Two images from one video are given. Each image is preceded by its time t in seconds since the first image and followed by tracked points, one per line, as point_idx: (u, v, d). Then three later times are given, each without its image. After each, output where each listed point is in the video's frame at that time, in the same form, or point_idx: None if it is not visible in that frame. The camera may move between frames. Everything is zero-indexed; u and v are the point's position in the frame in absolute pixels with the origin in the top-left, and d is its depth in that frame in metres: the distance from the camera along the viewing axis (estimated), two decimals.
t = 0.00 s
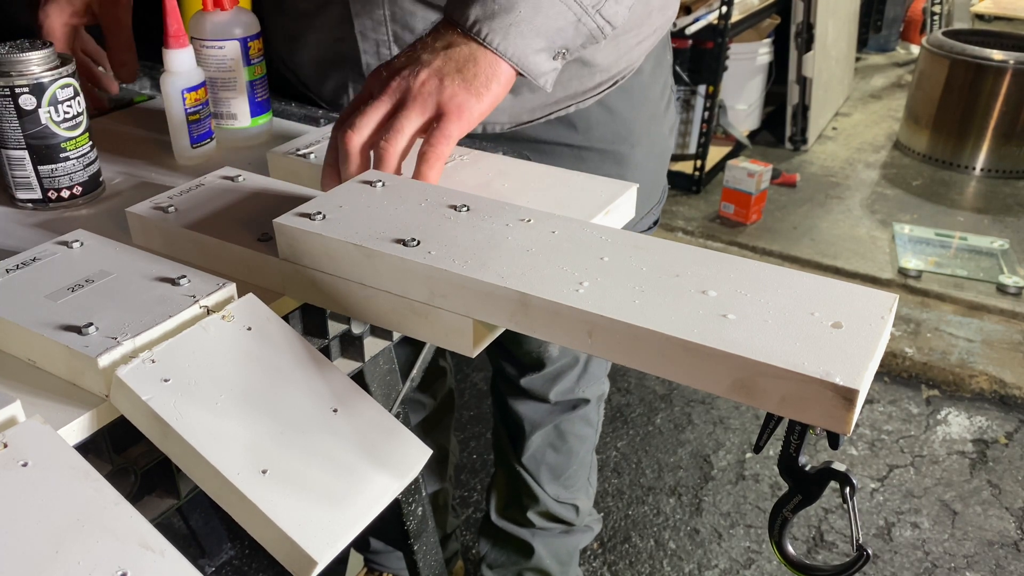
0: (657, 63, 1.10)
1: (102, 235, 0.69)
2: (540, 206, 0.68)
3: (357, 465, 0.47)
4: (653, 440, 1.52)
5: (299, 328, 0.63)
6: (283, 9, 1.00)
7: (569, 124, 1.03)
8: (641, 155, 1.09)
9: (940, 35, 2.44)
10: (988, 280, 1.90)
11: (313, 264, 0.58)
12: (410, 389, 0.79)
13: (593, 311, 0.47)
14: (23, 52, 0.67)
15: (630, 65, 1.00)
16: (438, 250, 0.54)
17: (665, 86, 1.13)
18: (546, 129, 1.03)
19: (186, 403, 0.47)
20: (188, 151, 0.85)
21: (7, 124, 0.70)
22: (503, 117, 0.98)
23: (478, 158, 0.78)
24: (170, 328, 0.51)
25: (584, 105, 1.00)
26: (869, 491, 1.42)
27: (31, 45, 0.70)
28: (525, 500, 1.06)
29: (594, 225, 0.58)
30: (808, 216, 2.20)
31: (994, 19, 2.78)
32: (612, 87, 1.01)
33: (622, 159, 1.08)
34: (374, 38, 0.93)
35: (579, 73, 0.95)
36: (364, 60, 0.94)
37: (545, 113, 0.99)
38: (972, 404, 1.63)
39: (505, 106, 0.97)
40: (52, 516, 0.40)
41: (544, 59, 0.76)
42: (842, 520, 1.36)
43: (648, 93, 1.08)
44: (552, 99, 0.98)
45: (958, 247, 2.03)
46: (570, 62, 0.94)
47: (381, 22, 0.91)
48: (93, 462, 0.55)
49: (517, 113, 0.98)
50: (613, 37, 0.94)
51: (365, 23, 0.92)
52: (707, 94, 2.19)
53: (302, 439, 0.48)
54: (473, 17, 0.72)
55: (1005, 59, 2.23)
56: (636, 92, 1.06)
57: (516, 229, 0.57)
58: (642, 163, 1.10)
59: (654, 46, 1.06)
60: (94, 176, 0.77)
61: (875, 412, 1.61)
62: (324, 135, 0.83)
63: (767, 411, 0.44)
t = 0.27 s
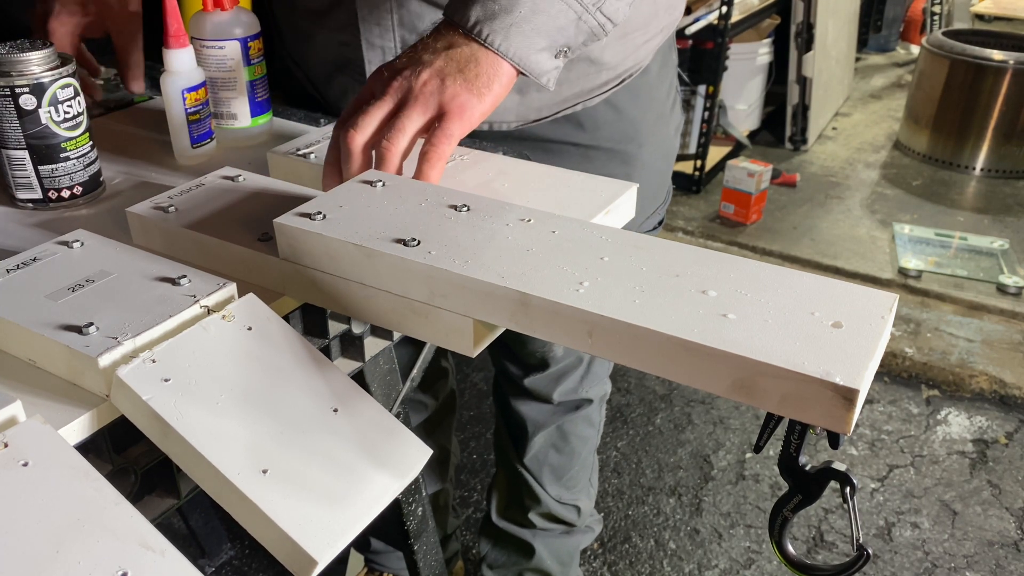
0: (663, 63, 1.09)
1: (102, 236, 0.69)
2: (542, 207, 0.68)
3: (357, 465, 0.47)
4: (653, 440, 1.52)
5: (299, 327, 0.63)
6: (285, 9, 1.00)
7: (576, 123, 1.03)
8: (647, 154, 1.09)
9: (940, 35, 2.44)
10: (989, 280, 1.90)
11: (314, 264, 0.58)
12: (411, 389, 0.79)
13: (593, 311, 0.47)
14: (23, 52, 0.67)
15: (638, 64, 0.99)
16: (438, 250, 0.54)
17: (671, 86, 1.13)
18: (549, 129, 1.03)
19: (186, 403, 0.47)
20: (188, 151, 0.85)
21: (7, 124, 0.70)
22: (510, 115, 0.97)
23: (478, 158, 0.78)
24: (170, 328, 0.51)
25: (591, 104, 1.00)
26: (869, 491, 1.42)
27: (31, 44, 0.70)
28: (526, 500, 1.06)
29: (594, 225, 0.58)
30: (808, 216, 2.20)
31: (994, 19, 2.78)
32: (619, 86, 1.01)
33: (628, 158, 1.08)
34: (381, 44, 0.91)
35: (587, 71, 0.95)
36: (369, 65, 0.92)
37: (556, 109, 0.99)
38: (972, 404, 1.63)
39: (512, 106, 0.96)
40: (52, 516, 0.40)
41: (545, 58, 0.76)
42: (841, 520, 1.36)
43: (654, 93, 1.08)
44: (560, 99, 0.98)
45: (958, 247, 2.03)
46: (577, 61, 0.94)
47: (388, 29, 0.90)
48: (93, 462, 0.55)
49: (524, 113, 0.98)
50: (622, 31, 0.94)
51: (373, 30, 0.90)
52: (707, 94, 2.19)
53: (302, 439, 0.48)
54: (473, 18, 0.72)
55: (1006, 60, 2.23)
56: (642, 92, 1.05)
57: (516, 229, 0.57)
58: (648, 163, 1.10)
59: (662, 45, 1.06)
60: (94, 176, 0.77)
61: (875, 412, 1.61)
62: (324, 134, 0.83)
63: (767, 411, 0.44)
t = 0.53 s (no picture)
0: (665, 63, 1.09)
1: (102, 235, 0.69)
2: (542, 206, 0.68)
3: (357, 465, 0.47)
4: (653, 440, 1.52)
5: (299, 327, 0.63)
6: (286, 9, 1.00)
7: (578, 122, 1.03)
8: (649, 154, 1.09)
9: (940, 35, 2.44)
10: (989, 280, 1.90)
11: (314, 264, 0.58)
12: (411, 389, 0.79)
13: (593, 311, 0.47)
14: (23, 52, 0.67)
15: (640, 63, 1.00)
16: (439, 249, 0.54)
17: (673, 86, 1.13)
18: (550, 129, 1.03)
19: (186, 402, 0.47)
20: (188, 151, 0.85)
21: (7, 124, 0.70)
22: (514, 115, 0.97)
23: (478, 157, 0.78)
24: (170, 328, 0.51)
25: (593, 104, 1.00)
26: (869, 491, 1.42)
27: (31, 44, 0.70)
28: (527, 500, 1.06)
29: (594, 224, 0.58)
30: (808, 216, 2.20)
31: (994, 19, 2.78)
32: (621, 85, 1.01)
33: (630, 158, 1.08)
34: (386, 45, 0.91)
35: (590, 70, 0.95)
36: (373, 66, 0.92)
37: (557, 111, 0.99)
38: (972, 404, 1.63)
39: (514, 106, 0.96)
40: (52, 516, 0.40)
41: (545, 53, 0.76)
42: (842, 520, 1.36)
43: (656, 92, 1.08)
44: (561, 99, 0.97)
45: (958, 247, 2.03)
46: (580, 60, 0.94)
47: (392, 29, 0.89)
48: (93, 462, 0.55)
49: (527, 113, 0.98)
50: (623, 29, 0.94)
51: (377, 30, 0.90)
52: (707, 94, 2.19)
53: (302, 439, 0.48)
54: (473, 13, 0.72)
55: (1005, 59, 2.23)
56: (644, 92, 1.05)
57: (516, 229, 0.57)
58: (649, 162, 1.10)
59: (664, 44, 1.06)
60: (94, 176, 0.77)
61: (875, 412, 1.61)
62: (324, 134, 0.83)
63: (767, 410, 0.44)
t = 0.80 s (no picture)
0: (663, 63, 1.10)
1: (102, 235, 0.69)
2: (542, 206, 0.68)
3: (357, 465, 0.47)
4: (653, 440, 1.52)
5: (299, 327, 0.63)
6: (285, 10, 1.00)
7: (578, 122, 1.03)
8: (648, 153, 1.09)
9: (940, 35, 2.44)
10: (988, 280, 1.90)
11: (313, 264, 0.58)
12: (411, 389, 0.79)
13: (593, 311, 0.47)
14: (23, 52, 0.67)
15: (640, 63, 1.00)
16: (438, 249, 0.54)
17: (671, 85, 1.14)
18: (549, 129, 1.03)
19: (186, 402, 0.47)
20: (188, 151, 0.85)
21: (7, 124, 0.70)
22: (514, 116, 0.97)
23: (478, 157, 0.78)
24: (170, 328, 0.51)
25: (593, 104, 1.00)
26: (869, 491, 1.42)
27: (31, 44, 0.70)
28: (526, 500, 1.06)
29: (594, 224, 0.58)
30: (808, 216, 2.20)
31: (994, 19, 2.78)
32: (620, 85, 1.01)
33: (630, 157, 1.08)
34: (387, 47, 0.91)
35: (590, 69, 0.95)
36: (373, 68, 0.92)
37: (556, 112, 0.99)
38: (972, 404, 1.63)
39: (515, 106, 0.96)
40: (52, 516, 0.40)
41: (545, 55, 0.76)
42: (842, 520, 1.36)
43: (655, 92, 1.08)
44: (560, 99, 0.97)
45: (958, 247, 2.03)
46: (580, 60, 0.94)
47: (393, 31, 0.89)
48: (93, 462, 0.55)
49: (528, 114, 0.98)
50: (623, 30, 0.94)
51: (378, 33, 0.90)
52: (707, 95, 2.19)
53: (302, 439, 0.48)
54: (474, 15, 0.72)
55: (1005, 59, 2.23)
56: (643, 91, 1.06)
57: (516, 229, 0.57)
58: (648, 162, 1.10)
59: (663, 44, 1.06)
60: (94, 176, 0.77)
61: (875, 412, 1.61)
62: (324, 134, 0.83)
63: (767, 410, 0.44)
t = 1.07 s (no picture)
0: (662, 63, 1.10)
1: (102, 236, 0.69)
2: (541, 206, 0.68)
3: (357, 465, 0.47)
4: (653, 440, 1.52)
5: (299, 327, 0.63)
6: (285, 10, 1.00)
7: (577, 122, 1.03)
8: (647, 153, 1.09)
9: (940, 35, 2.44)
10: (989, 280, 1.90)
11: (313, 264, 0.58)
12: (411, 388, 0.79)
13: (593, 311, 0.47)
14: (23, 52, 0.67)
15: (638, 63, 1.00)
16: (438, 250, 0.54)
17: (669, 85, 1.14)
18: (549, 129, 1.03)
19: (186, 402, 0.47)
20: (188, 151, 0.85)
21: (7, 124, 0.70)
22: (514, 118, 0.97)
23: (478, 157, 0.78)
24: (170, 328, 0.51)
25: (592, 104, 1.01)
26: (869, 491, 1.42)
27: (31, 44, 0.70)
28: (526, 499, 1.06)
29: (594, 224, 0.58)
30: (809, 216, 2.20)
31: (994, 19, 2.78)
32: (619, 85, 1.01)
33: (629, 157, 1.08)
34: (387, 50, 0.91)
35: (591, 67, 0.95)
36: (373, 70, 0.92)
37: (556, 113, 0.99)
38: (972, 404, 1.63)
39: (515, 108, 0.96)
40: (52, 516, 0.40)
41: (547, 56, 0.76)
42: (842, 520, 1.36)
43: (654, 92, 1.08)
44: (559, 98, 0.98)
45: (958, 247, 2.03)
46: (580, 61, 0.94)
47: (393, 33, 0.90)
48: (93, 462, 0.55)
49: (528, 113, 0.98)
50: (623, 30, 0.94)
51: (378, 35, 0.90)
52: (707, 95, 2.19)
53: (302, 439, 0.48)
54: (476, 17, 0.72)
55: (1006, 59, 2.23)
56: (642, 91, 1.06)
57: (516, 229, 0.57)
58: (647, 162, 1.10)
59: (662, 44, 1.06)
60: (94, 176, 0.77)
61: (875, 412, 1.61)
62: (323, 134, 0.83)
63: (767, 410, 0.44)
